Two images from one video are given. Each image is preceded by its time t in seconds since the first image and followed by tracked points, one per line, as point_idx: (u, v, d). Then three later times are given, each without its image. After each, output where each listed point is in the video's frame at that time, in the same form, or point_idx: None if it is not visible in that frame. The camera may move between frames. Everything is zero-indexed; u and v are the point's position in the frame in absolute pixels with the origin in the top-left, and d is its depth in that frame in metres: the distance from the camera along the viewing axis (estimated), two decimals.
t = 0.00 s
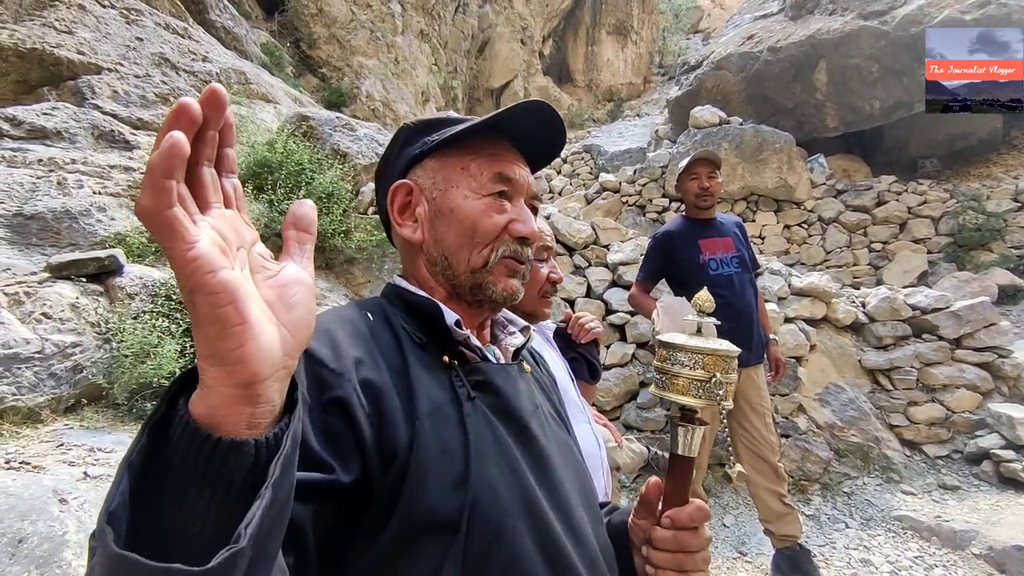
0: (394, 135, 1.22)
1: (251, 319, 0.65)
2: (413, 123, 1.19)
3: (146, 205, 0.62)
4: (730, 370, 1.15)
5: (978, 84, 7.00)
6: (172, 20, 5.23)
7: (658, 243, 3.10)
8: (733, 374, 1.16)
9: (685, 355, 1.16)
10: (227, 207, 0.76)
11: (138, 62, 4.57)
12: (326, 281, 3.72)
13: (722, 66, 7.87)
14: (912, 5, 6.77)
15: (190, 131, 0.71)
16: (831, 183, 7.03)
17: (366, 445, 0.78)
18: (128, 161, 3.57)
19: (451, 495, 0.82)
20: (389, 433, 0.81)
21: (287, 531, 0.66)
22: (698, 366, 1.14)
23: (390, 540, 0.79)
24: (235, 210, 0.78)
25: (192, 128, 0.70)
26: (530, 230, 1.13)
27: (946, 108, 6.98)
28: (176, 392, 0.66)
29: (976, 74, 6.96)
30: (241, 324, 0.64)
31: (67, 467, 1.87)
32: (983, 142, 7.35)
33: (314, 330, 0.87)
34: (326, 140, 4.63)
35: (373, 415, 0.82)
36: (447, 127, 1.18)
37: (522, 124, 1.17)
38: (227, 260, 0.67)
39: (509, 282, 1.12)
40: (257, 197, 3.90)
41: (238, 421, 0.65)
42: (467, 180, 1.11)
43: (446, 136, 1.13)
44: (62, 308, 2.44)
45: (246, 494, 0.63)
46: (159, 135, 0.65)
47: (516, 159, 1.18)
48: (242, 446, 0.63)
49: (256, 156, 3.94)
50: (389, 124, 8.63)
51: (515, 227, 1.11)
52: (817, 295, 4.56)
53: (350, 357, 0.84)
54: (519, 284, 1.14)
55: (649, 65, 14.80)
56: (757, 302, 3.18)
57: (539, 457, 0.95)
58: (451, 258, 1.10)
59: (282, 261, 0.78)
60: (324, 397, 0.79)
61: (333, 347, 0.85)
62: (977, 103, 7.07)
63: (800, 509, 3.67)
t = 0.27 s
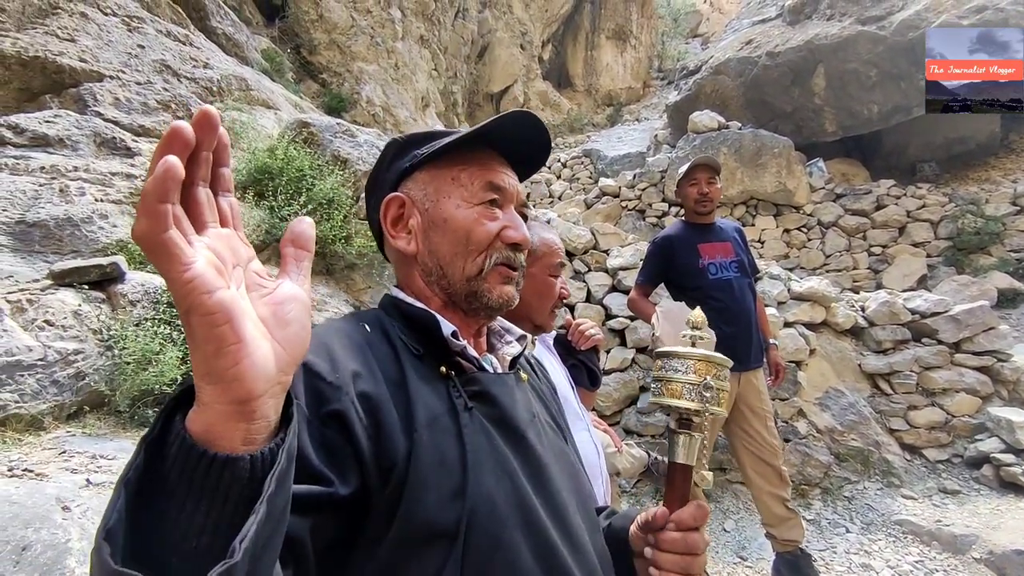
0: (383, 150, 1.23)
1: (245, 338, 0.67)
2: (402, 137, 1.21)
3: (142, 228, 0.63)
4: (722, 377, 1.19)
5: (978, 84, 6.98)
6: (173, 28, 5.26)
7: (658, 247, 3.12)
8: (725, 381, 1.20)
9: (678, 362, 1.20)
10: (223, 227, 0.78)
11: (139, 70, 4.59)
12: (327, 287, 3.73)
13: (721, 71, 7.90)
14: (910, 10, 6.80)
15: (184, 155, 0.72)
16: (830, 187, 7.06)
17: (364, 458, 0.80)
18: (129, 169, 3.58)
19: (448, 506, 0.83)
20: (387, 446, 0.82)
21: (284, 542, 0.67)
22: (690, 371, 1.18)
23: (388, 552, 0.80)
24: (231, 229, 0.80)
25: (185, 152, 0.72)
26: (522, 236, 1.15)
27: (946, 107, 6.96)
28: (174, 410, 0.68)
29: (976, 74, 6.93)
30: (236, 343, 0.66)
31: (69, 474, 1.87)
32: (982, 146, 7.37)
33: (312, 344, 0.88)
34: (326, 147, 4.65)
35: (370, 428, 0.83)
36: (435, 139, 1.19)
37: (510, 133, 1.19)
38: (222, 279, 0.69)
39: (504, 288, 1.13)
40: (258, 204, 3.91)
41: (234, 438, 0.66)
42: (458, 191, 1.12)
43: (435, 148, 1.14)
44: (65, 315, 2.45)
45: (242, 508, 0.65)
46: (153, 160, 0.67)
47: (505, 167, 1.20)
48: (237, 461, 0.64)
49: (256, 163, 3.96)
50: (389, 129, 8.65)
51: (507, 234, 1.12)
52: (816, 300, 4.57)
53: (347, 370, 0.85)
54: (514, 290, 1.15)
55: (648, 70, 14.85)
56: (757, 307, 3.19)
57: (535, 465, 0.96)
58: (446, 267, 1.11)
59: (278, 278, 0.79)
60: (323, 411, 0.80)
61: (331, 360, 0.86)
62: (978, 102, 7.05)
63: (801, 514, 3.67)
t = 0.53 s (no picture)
0: (376, 156, 1.23)
1: (244, 348, 0.68)
2: (395, 144, 1.21)
3: (138, 242, 0.64)
4: (702, 383, 1.21)
5: (978, 84, 6.97)
6: (173, 31, 5.27)
7: (658, 248, 3.10)
8: (706, 387, 1.22)
9: (657, 371, 1.24)
10: (220, 237, 0.79)
11: (140, 73, 4.60)
12: (327, 290, 3.74)
13: (720, 75, 7.93)
14: (908, 14, 6.83)
15: (179, 168, 0.73)
16: (829, 190, 7.08)
17: (361, 462, 0.80)
18: (130, 172, 3.59)
19: (445, 510, 0.83)
20: (384, 452, 0.82)
21: (283, 550, 0.67)
22: (668, 380, 1.22)
23: (386, 556, 0.81)
24: (229, 240, 0.81)
25: (180, 164, 0.73)
26: (518, 239, 1.16)
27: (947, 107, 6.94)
28: (173, 421, 0.68)
29: (976, 74, 6.93)
30: (235, 353, 0.67)
31: (69, 477, 1.88)
32: (981, 148, 7.39)
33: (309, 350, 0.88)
34: (327, 150, 4.66)
35: (367, 433, 0.83)
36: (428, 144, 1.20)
37: (504, 138, 1.20)
38: (220, 290, 0.70)
39: (501, 291, 1.14)
40: (258, 207, 3.92)
41: (233, 448, 0.66)
42: (454, 195, 1.13)
43: (430, 152, 1.15)
44: (65, 319, 2.46)
45: (242, 517, 0.65)
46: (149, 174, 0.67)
47: (499, 171, 1.21)
48: (238, 471, 0.65)
49: (256, 166, 3.96)
50: (389, 132, 8.67)
51: (503, 238, 1.13)
52: (816, 302, 4.58)
53: (343, 375, 0.85)
54: (512, 292, 1.16)
55: (648, 73, 14.90)
56: (755, 309, 3.19)
57: (532, 469, 0.96)
58: (443, 272, 1.11)
59: (277, 287, 0.79)
60: (320, 416, 0.80)
61: (328, 366, 0.86)
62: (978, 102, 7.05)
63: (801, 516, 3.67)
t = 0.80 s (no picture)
0: (371, 158, 1.24)
1: (249, 356, 0.68)
2: (389, 144, 1.22)
3: (141, 250, 0.63)
4: (697, 381, 1.26)
5: (978, 84, 6.96)
6: (174, 33, 5.28)
7: (661, 248, 3.12)
8: (701, 385, 1.27)
9: (655, 370, 1.28)
10: (222, 241, 0.79)
11: (141, 75, 4.61)
12: (328, 291, 3.74)
13: (720, 77, 7.94)
14: (907, 16, 6.85)
15: (181, 173, 0.73)
16: (829, 192, 7.08)
17: (363, 465, 0.80)
18: (131, 173, 3.60)
19: (446, 512, 0.83)
20: (386, 453, 0.82)
21: (288, 556, 0.68)
22: (666, 379, 1.26)
23: (389, 559, 0.81)
24: (231, 244, 0.81)
25: (182, 169, 0.73)
26: (517, 234, 1.16)
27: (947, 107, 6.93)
28: (177, 428, 0.68)
29: (977, 74, 6.92)
30: (240, 361, 0.67)
31: (70, 478, 1.88)
32: (981, 150, 7.40)
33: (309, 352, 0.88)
34: (328, 151, 4.67)
35: (369, 435, 0.83)
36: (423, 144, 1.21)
37: (499, 134, 1.21)
38: (224, 297, 0.70)
39: (501, 286, 1.14)
40: (259, 208, 3.93)
41: (237, 456, 0.67)
42: (451, 192, 1.14)
43: (426, 150, 1.16)
44: (66, 319, 2.46)
45: (248, 525, 0.66)
46: (152, 179, 0.67)
47: (494, 167, 1.21)
48: (243, 480, 0.65)
49: (257, 167, 3.97)
50: (389, 134, 8.68)
51: (502, 233, 1.14)
52: (816, 304, 4.59)
53: (345, 377, 0.86)
54: (512, 288, 1.17)
55: (648, 75, 14.93)
56: (758, 309, 3.18)
57: (532, 470, 0.96)
58: (442, 269, 1.11)
59: (280, 293, 0.80)
60: (320, 417, 0.80)
61: (329, 367, 0.86)
62: (978, 102, 7.04)
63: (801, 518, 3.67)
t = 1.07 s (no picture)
0: (368, 159, 1.24)
1: (255, 371, 0.68)
2: (386, 145, 1.22)
3: (146, 265, 0.62)
4: (700, 386, 1.19)
5: (978, 84, 6.97)
6: (176, 34, 5.29)
7: (668, 249, 3.10)
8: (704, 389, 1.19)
9: (656, 375, 1.21)
10: (226, 250, 0.79)
11: (142, 76, 4.62)
12: (329, 293, 3.75)
13: (720, 77, 7.94)
14: (908, 17, 6.86)
15: (186, 182, 0.72)
16: (830, 193, 7.08)
17: (363, 470, 0.80)
18: (132, 174, 3.60)
19: (447, 517, 0.83)
20: (386, 459, 0.82)
21: (291, 570, 0.69)
22: (667, 384, 1.19)
23: (390, 565, 0.80)
24: (235, 253, 0.80)
25: (188, 178, 0.71)
26: (514, 237, 1.16)
27: (947, 107, 6.96)
28: (181, 444, 0.68)
29: (976, 74, 6.95)
30: (246, 377, 0.67)
31: (72, 479, 1.88)
32: (982, 151, 7.39)
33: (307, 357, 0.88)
34: (329, 153, 4.67)
35: (368, 440, 0.83)
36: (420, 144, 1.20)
37: (496, 134, 1.20)
38: (230, 310, 0.70)
39: (497, 289, 1.15)
40: (260, 209, 3.93)
41: (242, 471, 0.67)
42: (447, 195, 1.13)
43: (422, 151, 1.15)
44: (68, 320, 2.46)
45: (254, 540, 0.66)
46: (158, 191, 0.66)
47: (491, 168, 1.21)
48: (248, 497, 0.65)
49: (259, 168, 3.98)
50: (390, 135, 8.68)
51: (499, 236, 1.14)
52: (817, 305, 4.58)
53: (344, 383, 0.86)
54: (509, 290, 1.17)
55: (648, 76, 14.93)
56: (763, 311, 3.18)
57: (533, 472, 0.96)
58: (438, 272, 1.11)
59: (285, 303, 0.80)
60: (320, 423, 0.81)
61: (327, 372, 0.86)
62: (978, 102, 7.06)
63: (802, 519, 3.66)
